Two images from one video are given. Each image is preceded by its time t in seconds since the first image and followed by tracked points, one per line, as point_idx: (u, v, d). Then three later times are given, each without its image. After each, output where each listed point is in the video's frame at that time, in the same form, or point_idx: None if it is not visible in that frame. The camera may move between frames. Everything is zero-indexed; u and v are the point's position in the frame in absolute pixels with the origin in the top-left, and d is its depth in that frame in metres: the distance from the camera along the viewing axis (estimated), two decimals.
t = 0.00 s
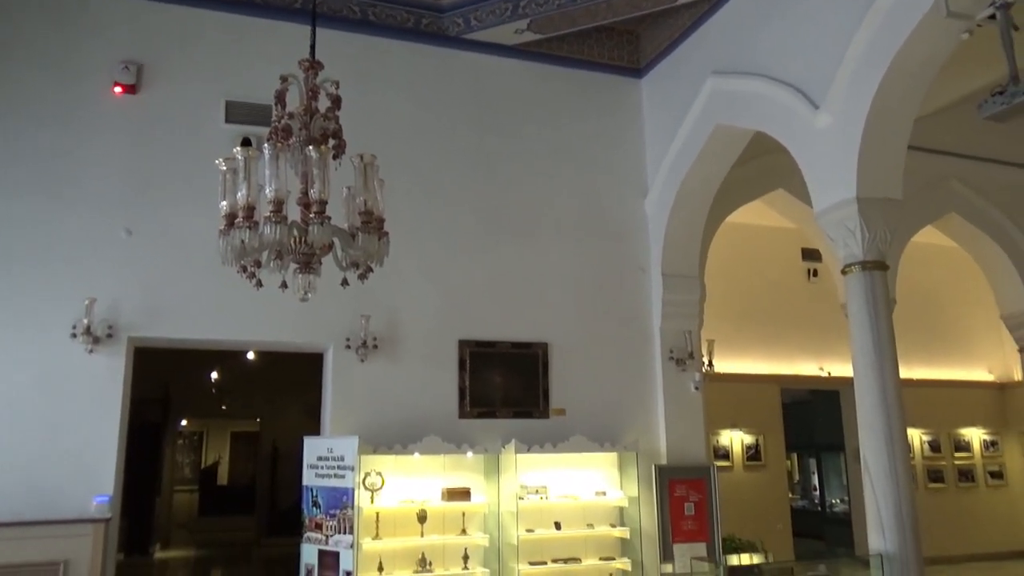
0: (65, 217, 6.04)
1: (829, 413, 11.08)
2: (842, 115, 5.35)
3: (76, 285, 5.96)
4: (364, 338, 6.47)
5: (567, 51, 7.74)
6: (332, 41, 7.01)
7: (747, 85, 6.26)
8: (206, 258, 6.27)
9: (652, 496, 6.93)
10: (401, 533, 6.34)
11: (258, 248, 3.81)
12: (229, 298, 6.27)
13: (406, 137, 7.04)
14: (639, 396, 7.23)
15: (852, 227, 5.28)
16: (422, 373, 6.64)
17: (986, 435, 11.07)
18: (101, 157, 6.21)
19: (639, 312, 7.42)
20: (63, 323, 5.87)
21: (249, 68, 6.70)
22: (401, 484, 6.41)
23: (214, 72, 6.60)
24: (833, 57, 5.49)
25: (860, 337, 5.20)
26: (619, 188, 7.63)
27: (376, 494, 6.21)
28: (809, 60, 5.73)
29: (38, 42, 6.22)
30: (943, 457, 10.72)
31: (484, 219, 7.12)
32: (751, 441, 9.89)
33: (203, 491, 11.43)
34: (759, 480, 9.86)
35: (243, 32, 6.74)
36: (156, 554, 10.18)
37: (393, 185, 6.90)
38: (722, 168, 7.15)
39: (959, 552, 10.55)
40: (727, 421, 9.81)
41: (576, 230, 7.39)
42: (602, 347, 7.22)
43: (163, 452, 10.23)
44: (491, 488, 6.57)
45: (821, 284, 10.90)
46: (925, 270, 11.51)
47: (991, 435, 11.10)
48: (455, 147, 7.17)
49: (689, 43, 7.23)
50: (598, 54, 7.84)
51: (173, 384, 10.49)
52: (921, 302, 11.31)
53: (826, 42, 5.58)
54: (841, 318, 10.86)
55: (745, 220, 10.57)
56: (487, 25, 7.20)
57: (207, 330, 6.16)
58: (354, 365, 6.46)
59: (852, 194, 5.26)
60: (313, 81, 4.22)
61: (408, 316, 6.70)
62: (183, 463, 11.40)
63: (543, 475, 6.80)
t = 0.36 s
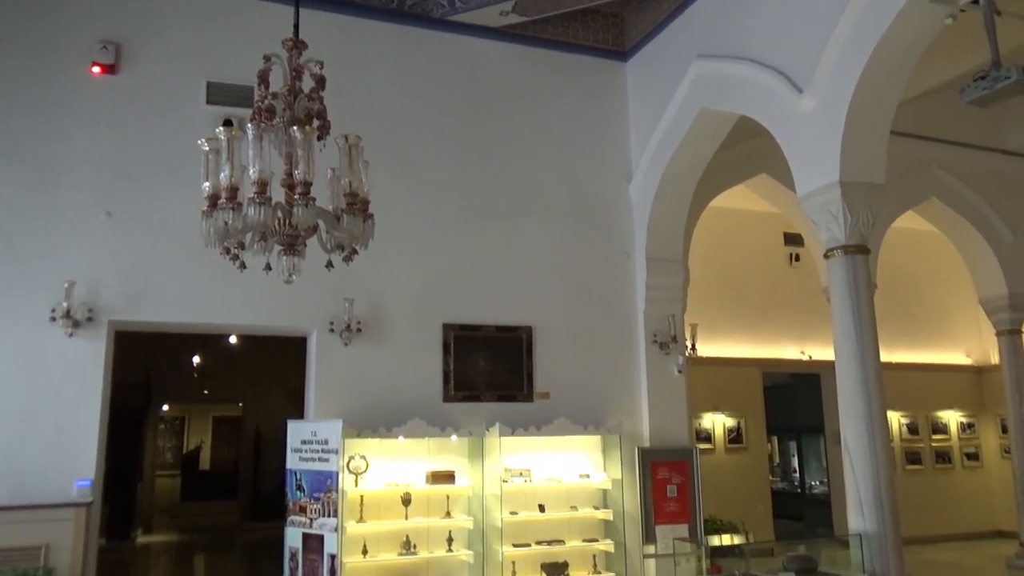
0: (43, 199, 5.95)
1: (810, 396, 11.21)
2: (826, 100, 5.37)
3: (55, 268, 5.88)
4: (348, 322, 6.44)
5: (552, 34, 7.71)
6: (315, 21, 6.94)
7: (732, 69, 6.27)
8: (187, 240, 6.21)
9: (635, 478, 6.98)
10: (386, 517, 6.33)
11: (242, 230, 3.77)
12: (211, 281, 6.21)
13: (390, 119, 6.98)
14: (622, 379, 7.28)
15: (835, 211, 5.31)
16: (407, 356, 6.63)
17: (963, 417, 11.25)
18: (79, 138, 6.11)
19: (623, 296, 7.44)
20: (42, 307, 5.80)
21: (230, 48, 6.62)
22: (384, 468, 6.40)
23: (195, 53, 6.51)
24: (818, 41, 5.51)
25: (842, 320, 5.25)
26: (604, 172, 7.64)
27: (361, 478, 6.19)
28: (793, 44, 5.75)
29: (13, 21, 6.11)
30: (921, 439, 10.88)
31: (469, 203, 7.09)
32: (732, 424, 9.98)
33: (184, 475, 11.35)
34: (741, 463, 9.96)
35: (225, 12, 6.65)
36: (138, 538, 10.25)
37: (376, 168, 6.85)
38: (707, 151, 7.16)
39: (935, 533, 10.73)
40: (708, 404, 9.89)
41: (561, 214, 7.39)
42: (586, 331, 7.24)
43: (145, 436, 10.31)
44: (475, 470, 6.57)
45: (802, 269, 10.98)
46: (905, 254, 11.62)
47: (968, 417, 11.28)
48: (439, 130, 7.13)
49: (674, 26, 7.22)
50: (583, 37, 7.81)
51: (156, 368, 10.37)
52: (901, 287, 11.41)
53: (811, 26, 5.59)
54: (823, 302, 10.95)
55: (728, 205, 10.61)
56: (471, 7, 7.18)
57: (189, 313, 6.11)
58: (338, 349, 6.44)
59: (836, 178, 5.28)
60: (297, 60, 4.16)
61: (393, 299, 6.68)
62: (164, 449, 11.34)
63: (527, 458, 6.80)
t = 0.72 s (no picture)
0: (21, 179, 5.86)
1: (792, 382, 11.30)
2: (810, 84, 5.39)
3: (33, 250, 5.80)
4: (332, 306, 6.41)
5: (538, 17, 7.67)
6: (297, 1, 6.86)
7: (717, 54, 6.26)
8: (168, 223, 6.14)
9: (619, 461, 7.01)
10: (369, 500, 6.31)
11: (225, 210, 3.73)
12: (192, 264, 6.15)
13: (374, 102, 6.93)
14: (606, 363, 7.31)
15: (818, 195, 5.34)
16: (391, 341, 6.61)
17: (941, 402, 11.39)
18: (57, 117, 6.02)
19: (607, 281, 7.47)
20: (20, 289, 5.72)
21: (211, 28, 6.53)
22: (369, 451, 6.38)
23: (175, 32, 6.42)
24: (803, 26, 5.51)
25: (825, 304, 5.29)
26: (589, 156, 7.63)
27: (345, 461, 6.17)
28: (778, 29, 5.75)
29: None
30: (900, 423, 11.00)
31: (454, 187, 7.06)
32: (715, 408, 10.03)
33: (167, 460, 11.14)
34: (723, 447, 10.02)
35: None
36: (120, 524, 10.16)
37: (360, 150, 6.80)
38: (691, 136, 7.16)
39: (913, 515, 10.87)
40: (691, 388, 9.94)
41: (545, 198, 7.37)
42: (570, 314, 7.26)
43: (128, 423, 10.19)
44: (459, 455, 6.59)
45: (785, 255, 11.04)
46: (887, 240, 11.70)
47: (946, 402, 11.43)
48: (423, 113, 7.08)
49: (660, 10, 7.20)
50: (568, 21, 7.79)
51: (138, 352, 10.28)
52: (882, 273, 11.50)
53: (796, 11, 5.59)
54: (805, 288, 11.03)
55: (713, 192, 10.64)
56: None
57: (171, 296, 6.05)
58: (322, 332, 6.40)
59: (819, 163, 5.30)
60: (280, 39, 4.10)
61: (377, 283, 6.65)
62: (147, 432, 11.06)
63: (510, 442, 6.81)
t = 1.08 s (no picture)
0: None
1: (774, 364, 11.40)
2: (797, 67, 5.38)
3: (12, 229, 5.71)
4: (317, 287, 6.38)
5: None
6: None
7: (705, 36, 6.24)
8: (150, 202, 6.07)
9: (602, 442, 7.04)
10: (353, 482, 6.29)
11: (208, 187, 3.69)
12: (174, 243, 6.09)
13: (359, 81, 6.86)
14: (591, 345, 7.33)
15: (803, 178, 5.35)
16: (375, 322, 6.59)
17: (921, 384, 11.52)
18: (35, 94, 5.91)
19: (592, 263, 7.47)
20: None
21: (193, 5, 6.43)
22: (353, 433, 6.35)
23: (157, 9, 6.32)
24: (791, 8, 5.50)
25: (809, 286, 5.32)
26: (575, 139, 7.61)
27: (330, 443, 6.15)
28: (765, 10, 5.73)
29: None
30: (880, 406, 11.12)
31: (440, 169, 7.02)
32: (698, 391, 10.08)
33: (150, 442, 11.18)
34: (706, 429, 10.09)
35: None
36: (103, 506, 10.08)
37: (345, 130, 6.74)
38: (677, 119, 7.15)
39: (892, 496, 11.03)
40: (675, 371, 9.98)
41: (531, 180, 7.35)
42: (555, 296, 7.27)
43: (110, 404, 10.20)
44: (444, 437, 6.55)
45: (769, 239, 11.08)
46: (871, 225, 11.77)
47: (926, 384, 11.56)
48: (409, 93, 7.02)
49: None
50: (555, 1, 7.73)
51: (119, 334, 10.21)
52: (865, 257, 11.58)
53: None
54: (788, 271, 11.09)
55: (698, 174, 10.61)
56: None
57: (152, 276, 5.99)
58: (306, 314, 6.37)
59: (804, 146, 5.31)
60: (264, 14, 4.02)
61: (362, 264, 6.61)
62: (131, 414, 11.13)
63: (494, 423, 6.79)
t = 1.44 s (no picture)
0: None
1: (761, 347, 11.47)
2: (787, 49, 5.37)
3: None
4: (305, 268, 6.35)
5: None
6: None
7: (695, 17, 6.22)
8: (136, 181, 6.01)
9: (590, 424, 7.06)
10: (342, 462, 6.29)
11: (193, 165, 3.66)
12: (161, 223, 6.04)
13: (347, 61, 6.80)
14: (580, 327, 7.35)
15: (792, 160, 5.35)
16: (363, 304, 6.57)
17: (906, 367, 11.61)
18: (18, 71, 5.83)
19: (582, 245, 7.47)
20: None
21: None
22: (342, 413, 6.33)
23: None
24: None
25: (796, 268, 5.34)
26: (565, 121, 7.59)
27: (318, 423, 6.15)
28: None
29: None
30: (866, 388, 11.21)
31: (429, 150, 6.98)
32: (686, 373, 10.11)
33: (137, 422, 11.09)
34: (693, 411, 10.14)
35: None
36: (89, 487, 10.14)
37: (333, 110, 6.69)
38: (667, 101, 7.13)
39: (877, 478, 11.14)
40: (663, 353, 10.02)
41: (521, 161, 7.32)
42: (544, 278, 7.27)
43: (94, 385, 10.05)
44: (433, 417, 6.56)
45: (758, 222, 11.10)
46: (859, 208, 11.80)
47: (911, 367, 11.65)
48: (398, 73, 6.97)
49: None
50: None
51: (104, 316, 10.18)
52: (852, 240, 11.63)
53: None
54: (776, 254, 11.13)
55: (687, 156, 10.60)
56: None
57: (138, 256, 5.94)
58: (294, 295, 6.34)
59: (794, 129, 5.30)
60: None
61: (350, 245, 6.58)
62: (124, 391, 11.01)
63: (483, 405, 6.76)
